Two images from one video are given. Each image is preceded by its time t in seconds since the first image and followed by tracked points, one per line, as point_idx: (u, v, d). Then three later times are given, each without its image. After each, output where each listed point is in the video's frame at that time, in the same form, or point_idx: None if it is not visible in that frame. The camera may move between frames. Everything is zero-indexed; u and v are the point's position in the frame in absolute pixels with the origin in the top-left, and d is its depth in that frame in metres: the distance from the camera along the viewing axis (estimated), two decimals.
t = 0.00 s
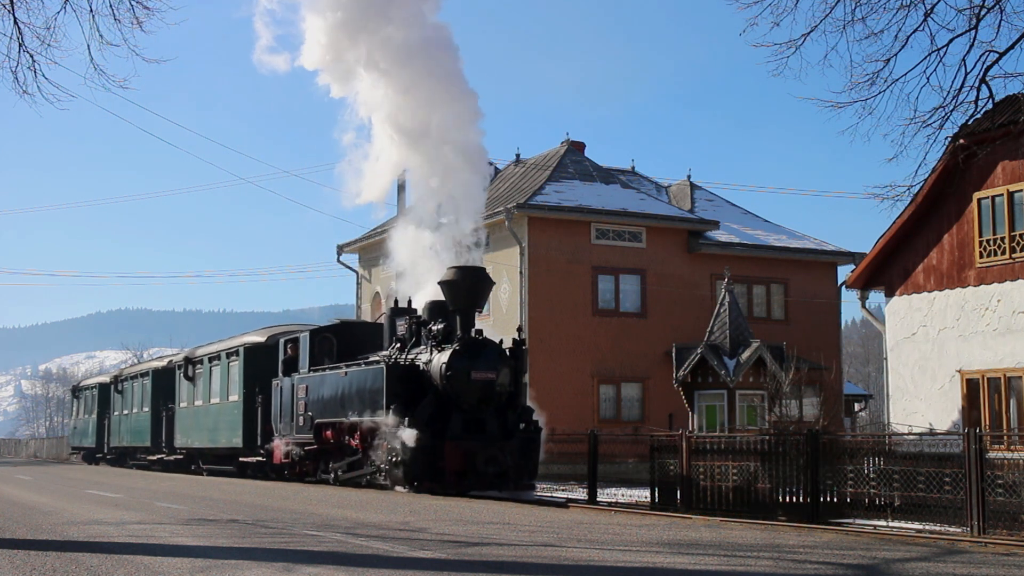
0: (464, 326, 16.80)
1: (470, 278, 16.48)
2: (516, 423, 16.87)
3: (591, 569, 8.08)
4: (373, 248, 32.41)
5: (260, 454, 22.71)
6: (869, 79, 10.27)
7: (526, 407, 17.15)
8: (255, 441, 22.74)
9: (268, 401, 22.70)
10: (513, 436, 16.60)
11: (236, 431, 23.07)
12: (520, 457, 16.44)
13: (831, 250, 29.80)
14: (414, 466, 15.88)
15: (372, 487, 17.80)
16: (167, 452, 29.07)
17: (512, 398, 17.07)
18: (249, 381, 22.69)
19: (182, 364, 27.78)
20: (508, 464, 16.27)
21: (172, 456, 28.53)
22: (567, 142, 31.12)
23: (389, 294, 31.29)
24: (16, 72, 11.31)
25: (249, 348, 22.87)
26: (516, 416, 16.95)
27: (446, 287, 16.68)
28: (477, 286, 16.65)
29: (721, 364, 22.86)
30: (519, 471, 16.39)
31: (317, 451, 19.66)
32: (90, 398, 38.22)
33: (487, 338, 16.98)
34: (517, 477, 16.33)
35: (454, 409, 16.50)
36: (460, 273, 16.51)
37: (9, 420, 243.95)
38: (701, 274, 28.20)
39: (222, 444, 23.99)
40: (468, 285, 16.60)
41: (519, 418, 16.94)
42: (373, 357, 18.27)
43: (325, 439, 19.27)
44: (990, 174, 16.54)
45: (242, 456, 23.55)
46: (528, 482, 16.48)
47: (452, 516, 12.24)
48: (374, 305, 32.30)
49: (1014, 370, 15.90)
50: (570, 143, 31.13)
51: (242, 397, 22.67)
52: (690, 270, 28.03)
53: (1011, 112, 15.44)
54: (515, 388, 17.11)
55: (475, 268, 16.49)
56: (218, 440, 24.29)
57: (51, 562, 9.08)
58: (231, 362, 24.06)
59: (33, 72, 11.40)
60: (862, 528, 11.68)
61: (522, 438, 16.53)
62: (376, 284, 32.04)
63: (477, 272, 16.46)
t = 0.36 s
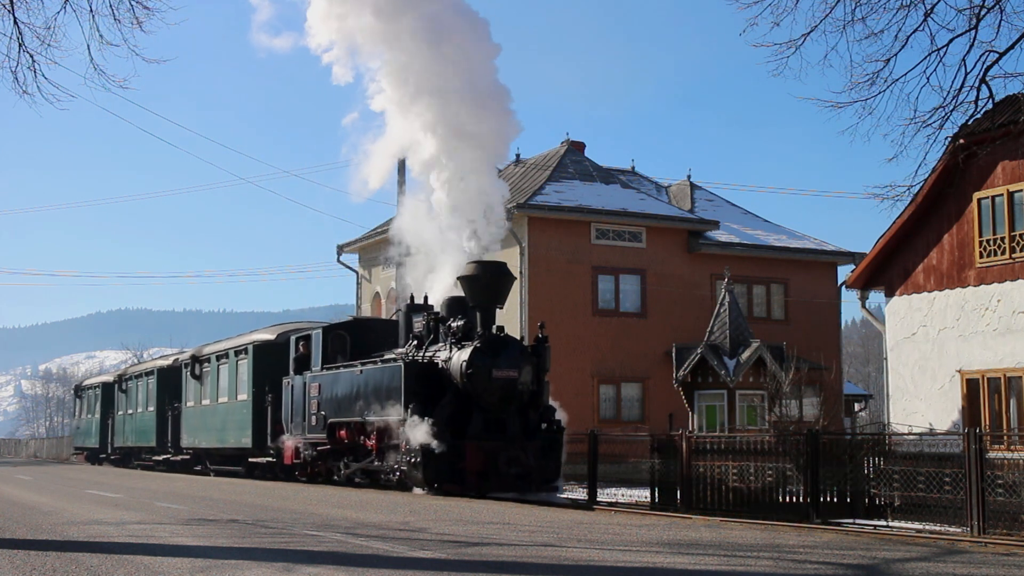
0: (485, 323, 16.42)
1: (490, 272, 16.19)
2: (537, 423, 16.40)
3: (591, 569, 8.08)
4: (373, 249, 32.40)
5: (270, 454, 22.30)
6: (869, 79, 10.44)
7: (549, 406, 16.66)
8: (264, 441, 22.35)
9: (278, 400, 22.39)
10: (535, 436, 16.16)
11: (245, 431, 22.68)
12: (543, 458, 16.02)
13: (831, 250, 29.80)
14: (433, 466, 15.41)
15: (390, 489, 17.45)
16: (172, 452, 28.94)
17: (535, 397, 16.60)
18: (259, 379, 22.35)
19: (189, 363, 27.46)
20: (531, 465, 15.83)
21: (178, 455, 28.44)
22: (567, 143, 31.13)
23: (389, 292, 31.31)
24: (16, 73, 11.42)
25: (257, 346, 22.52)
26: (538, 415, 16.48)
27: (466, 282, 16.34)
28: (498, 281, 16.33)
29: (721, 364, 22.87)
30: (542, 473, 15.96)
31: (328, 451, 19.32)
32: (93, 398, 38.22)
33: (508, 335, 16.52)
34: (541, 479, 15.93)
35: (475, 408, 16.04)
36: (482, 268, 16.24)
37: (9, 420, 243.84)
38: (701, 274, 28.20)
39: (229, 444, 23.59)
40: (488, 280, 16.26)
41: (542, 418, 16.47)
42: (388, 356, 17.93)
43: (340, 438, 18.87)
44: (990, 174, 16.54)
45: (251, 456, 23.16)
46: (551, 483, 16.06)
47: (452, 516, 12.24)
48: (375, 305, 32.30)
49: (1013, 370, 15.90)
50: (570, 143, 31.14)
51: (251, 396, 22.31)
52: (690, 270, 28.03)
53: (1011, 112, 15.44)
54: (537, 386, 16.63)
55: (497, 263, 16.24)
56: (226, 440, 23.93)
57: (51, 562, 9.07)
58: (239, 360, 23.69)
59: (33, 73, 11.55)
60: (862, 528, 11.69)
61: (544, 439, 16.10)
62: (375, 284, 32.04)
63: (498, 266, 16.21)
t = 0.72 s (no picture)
0: (507, 320, 15.95)
1: (513, 267, 15.73)
2: (560, 423, 16.00)
3: (591, 569, 8.07)
4: (373, 249, 32.44)
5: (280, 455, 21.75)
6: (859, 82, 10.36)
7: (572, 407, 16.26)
8: (274, 442, 21.85)
9: (289, 400, 21.89)
10: (559, 437, 15.74)
11: (255, 431, 22.16)
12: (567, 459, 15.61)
13: (831, 249, 29.80)
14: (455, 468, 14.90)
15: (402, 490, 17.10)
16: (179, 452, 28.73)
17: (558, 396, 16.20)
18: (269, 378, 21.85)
19: (196, 361, 26.93)
20: (555, 466, 15.39)
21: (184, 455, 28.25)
22: (567, 143, 31.12)
23: (389, 292, 31.35)
24: (14, 74, 11.51)
25: (267, 344, 21.99)
26: (561, 415, 16.08)
27: (487, 277, 15.89)
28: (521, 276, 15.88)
29: (721, 364, 22.87)
30: (567, 475, 15.53)
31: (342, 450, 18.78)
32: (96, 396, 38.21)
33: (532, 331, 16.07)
34: (565, 481, 15.51)
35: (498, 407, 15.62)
36: (503, 263, 15.77)
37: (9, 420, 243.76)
38: (701, 274, 28.20)
39: (238, 444, 23.02)
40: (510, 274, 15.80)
41: (564, 418, 16.06)
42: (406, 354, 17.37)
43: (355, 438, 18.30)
44: (990, 173, 16.53)
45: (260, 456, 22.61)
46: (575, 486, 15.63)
47: (452, 516, 12.24)
48: (375, 305, 32.33)
49: (1014, 370, 15.90)
50: (570, 143, 31.12)
51: (262, 395, 21.79)
52: (690, 270, 28.04)
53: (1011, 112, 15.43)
54: (560, 385, 16.24)
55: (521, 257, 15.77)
56: (235, 440, 23.37)
57: (51, 562, 9.08)
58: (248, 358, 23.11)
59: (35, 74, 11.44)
60: (862, 528, 11.69)
61: (568, 439, 15.66)
62: (375, 284, 32.07)
63: (521, 260, 15.75)
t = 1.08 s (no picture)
0: (531, 315, 15.23)
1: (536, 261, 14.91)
2: (585, 422, 15.48)
3: (591, 569, 8.08)
4: (373, 249, 32.44)
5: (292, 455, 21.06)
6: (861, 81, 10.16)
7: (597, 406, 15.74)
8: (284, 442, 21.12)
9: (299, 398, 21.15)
10: (583, 438, 15.26)
11: (265, 431, 21.41)
12: (591, 460, 15.15)
13: (831, 249, 29.81)
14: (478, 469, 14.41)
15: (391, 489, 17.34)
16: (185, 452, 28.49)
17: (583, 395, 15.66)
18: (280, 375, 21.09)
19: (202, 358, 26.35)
20: (580, 467, 14.93)
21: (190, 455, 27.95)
22: (567, 143, 31.11)
23: (389, 292, 31.32)
24: (14, 73, 11.53)
25: (276, 341, 21.24)
26: (587, 414, 15.56)
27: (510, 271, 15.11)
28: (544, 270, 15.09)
29: (721, 364, 22.88)
30: (591, 476, 15.09)
31: (360, 452, 18.19)
32: (100, 395, 38.24)
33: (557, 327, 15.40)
34: (590, 482, 15.07)
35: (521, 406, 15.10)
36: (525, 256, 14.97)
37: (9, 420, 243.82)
38: (701, 274, 28.20)
39: (247, 444, 22.36)
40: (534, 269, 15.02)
41: (589, 418, 15.53)
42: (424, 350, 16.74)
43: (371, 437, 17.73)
44: (990, 173, 16.52)
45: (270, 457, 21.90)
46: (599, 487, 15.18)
47: (452, 516, 12.24)
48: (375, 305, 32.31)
49: (1014, 370, 15.90)
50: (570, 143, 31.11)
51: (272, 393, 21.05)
52: (690, 271, 28.04)
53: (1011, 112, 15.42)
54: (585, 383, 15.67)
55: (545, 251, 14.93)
56: (243, 440, 22.69)
57: (51, 562, 9.08)
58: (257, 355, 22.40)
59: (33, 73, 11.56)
60: (862, 528, 11.69)
61: (592, 439, 15.24)
62: (375, 284, 32.06)
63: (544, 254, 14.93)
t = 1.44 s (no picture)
0: (557, 311, 14.92)
1: (560, 255, 14.70)
2: (612, 421, 15.17)
3: (590, 569, 8.07)
4: (373, 248, 32.47)
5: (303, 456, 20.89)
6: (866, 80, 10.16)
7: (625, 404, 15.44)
8: (296, 443, 20.95)
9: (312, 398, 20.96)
10: (611, 437, 14.99)
11: (276, 430, 21.24)
12: (620, 462, 14.91)
13: (831, 249, 29.82)
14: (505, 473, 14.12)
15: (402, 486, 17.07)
16: (192, 452, 28.45)
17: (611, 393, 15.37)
18: (292, 372, 20.98)
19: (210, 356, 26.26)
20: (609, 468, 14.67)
21: (198, 454, 27.95)
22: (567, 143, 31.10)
23: (389, 292, 31.34)
24: (15, 73, 11.30)
25: (287, 339, 21.05)
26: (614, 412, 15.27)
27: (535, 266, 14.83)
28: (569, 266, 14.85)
29: (721, 364, 22.90)
30: (620, 479, 14.84)
31: (376, 452, 17.85)
32: (102, 395, 38.24)
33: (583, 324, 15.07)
34: (618, 484, 14.80)
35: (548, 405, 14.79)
36: (550, 250, 14.75)
37: (9, 420, 243.72)
38: (701, 274, 28.20)
39: (257, 444, 22.22)
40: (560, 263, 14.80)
41: (616, 417, 15.23)
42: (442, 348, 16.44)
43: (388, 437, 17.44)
44: (990, 174, 16.53)
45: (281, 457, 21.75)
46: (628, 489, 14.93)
47: (452, 516, 12.24)
48: (374, 305, 32.34)
49: (1014, 370, 15.90)
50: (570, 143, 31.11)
51: (284, 392, 20.88)
52: (690, 270, 28.05)
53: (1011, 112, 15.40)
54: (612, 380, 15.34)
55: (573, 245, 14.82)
56: (253, 439, 22.56)
57: (51, 562, 9.07)
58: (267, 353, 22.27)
59: (33, 73, 11.30)
60: (863, 528, 11.69)
61: (620, 439, 14.97)
62: (375, 284, 32.09)
63: (569, 248, 14.77)
